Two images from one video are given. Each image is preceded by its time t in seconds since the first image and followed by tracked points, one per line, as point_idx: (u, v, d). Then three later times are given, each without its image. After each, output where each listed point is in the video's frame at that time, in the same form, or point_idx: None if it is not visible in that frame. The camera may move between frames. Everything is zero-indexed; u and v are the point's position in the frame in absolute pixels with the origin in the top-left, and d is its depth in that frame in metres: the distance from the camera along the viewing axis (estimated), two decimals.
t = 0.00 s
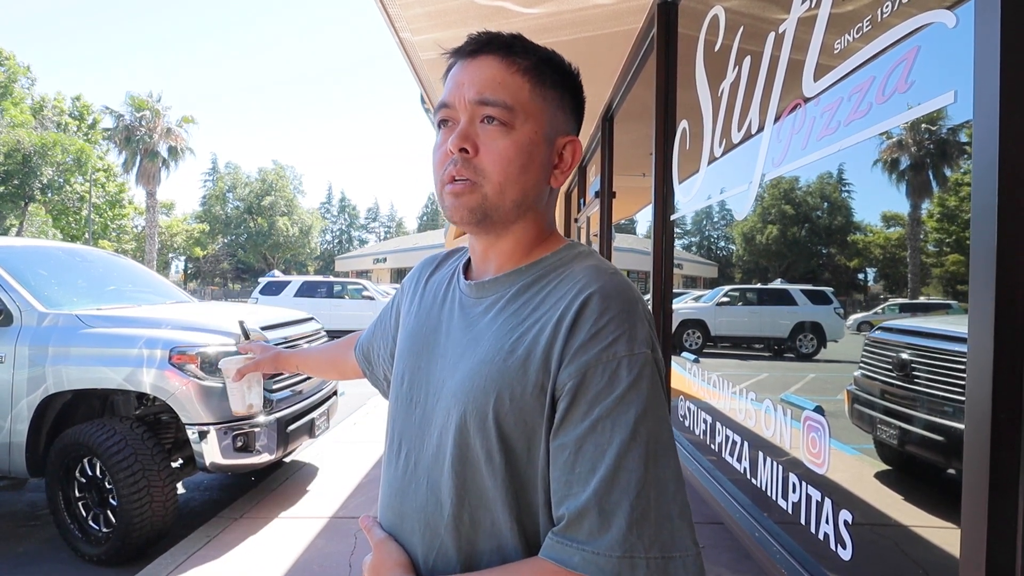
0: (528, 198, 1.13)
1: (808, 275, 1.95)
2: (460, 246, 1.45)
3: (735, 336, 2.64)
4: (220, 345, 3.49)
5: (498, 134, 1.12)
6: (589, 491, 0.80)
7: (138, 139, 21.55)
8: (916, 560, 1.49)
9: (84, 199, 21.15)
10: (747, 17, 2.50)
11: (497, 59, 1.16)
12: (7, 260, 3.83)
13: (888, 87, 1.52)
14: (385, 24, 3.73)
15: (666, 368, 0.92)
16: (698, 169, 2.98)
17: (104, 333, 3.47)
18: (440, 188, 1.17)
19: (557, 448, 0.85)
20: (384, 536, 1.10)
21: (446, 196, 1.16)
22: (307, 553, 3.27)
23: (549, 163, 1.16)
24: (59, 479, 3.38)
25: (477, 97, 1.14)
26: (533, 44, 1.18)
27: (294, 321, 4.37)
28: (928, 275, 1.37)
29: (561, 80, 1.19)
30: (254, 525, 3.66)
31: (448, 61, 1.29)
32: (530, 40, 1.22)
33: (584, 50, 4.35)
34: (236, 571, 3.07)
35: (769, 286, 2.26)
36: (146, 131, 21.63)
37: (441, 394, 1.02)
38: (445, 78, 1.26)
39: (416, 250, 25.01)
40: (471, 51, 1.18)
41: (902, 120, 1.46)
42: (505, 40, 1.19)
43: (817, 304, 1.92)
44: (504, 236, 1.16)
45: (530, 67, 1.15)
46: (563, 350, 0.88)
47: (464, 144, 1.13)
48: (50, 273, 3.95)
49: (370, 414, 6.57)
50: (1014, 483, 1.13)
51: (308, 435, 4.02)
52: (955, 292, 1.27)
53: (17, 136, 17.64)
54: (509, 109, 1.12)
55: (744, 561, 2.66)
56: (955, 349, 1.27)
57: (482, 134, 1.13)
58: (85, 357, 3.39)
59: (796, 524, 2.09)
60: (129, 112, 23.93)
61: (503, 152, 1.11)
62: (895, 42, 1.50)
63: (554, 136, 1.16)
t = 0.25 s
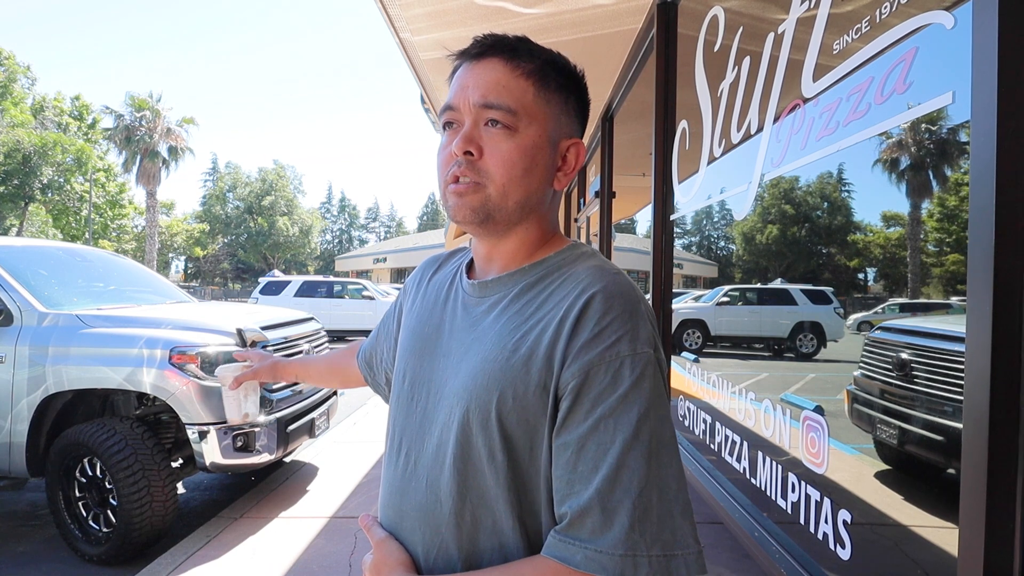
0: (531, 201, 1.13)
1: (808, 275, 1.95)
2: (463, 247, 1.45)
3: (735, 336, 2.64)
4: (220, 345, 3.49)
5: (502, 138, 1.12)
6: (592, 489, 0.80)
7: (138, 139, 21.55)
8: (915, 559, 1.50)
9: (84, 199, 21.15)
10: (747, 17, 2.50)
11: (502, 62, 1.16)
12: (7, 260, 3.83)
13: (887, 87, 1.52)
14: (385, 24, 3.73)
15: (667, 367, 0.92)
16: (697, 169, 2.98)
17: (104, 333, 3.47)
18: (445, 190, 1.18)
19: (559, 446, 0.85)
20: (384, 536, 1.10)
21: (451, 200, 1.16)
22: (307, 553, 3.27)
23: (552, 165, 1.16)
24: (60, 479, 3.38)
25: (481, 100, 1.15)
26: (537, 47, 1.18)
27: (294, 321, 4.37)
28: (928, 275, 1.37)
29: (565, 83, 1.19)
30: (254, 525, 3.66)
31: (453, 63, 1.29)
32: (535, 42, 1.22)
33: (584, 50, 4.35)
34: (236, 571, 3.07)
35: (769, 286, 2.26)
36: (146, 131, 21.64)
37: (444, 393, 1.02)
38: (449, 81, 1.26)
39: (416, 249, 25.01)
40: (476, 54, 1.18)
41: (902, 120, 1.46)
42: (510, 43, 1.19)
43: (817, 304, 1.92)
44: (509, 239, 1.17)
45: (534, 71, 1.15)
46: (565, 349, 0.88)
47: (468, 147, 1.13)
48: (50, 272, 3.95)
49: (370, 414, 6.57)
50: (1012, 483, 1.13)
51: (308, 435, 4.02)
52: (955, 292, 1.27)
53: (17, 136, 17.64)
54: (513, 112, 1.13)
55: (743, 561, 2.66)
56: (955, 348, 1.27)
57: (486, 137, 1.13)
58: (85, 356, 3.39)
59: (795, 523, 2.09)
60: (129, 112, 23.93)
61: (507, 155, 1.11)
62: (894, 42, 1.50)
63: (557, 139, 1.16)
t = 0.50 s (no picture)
0: (527, 207, 1.14)
1: (809, 275, 1.95)
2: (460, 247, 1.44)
3: (735, 336, 2.64)
4: (220, 345, 3.49)
5: (501, 143, 1.13)
6: (605, 489, 0.81)
7: (138, 139, 21.56)
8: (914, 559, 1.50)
9: (84, 199, 21.16)
10: (746, 17, 2.51)
11: (507, 66, 1.16)
12: (7, 260, 3.83)
13: (885, 87, 1.52)
14: (385, 24, 3.73)
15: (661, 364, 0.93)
16: (697, 170, 2.99)
17: (104, 332, 3.47)
18: (443, 191, 1.19)
19: (564, 449, 0.85)
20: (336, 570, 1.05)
21: (448, 201, 1.17)
22: (307, 553, 3.27)
23: (550, 173, 1.16)
24: (59, 479, 3.38)
25: (484, 104, 1.15)
26: (544, 52, 1.18)
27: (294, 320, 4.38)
28: (928, 275, 1.37)
29: (569, 89, 1.18)
30: (255, 524, 3.67)
31: (459, 63, 1.29)
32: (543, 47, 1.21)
33: (583, 50, 4.36)
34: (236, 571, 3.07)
35: (769, 286, 2.26)
36: (146, 131, 21.65)
37: (439, 392, 1.02)
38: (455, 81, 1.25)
39: (416, 249, 25.01)
40: (483, 56, 1.18)
41: (903, 120, 1.45)
42: (518, 47, 1.18)
43: (818, 304, 1.91)
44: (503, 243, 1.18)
45: (539, 77, 1.15)
46: (563, 352, 0.88)
47: (467, 150, 1.14)
48: (51, 272, 3.95)
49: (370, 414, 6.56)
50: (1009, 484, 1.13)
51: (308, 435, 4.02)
52: (955, 293, 1.28)
53: (17, 136, 17.67)
54: (515, 118, 1.13)
55: (743, 560, 2.67)
56: (954, 348, 1.27)
57: (487, 142, 1.13)
58: (85, 356, 3.39)
59: (794, 523, 2.09)
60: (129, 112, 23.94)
61: (505, 161, 1.12)
62: (893, 42, 1.50)
63: (557, 147, 1.16)
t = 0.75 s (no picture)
0: (521, 202, 1.14)
1: (809, 275, 1.95)
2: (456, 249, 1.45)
3: (736, 336, 2.64)
4: (220, 345, 3.49)
5: (495, 138, 1.13)
6: (636, 491, 0.83)
7: (139, 139, 21.58)
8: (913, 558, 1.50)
9: (85, 199, 21.18)
10: (745, 18, 2.51)
11: (498, 65, 1.18)
12: (8, 260, 3.84)
13: (883, 88, 1.53)
14: (385, 24, 3.74)
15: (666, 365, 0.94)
16: (697, 170, 2.99)
17: (105, 332, 3.48)
18: (437, 188, 1.19)
19: (585, 456, 0.86)
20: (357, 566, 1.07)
21: (442, 197, 1.17)
22: (308, 553, 3.28)
23: (544, 169, 1.17)
24: (60, 479, 3.38)
25: (476, 101, 1.16)
26: (536, 52, 1.20)
27: (295, 321, 4.38)
28: (929, 275, 1.37)
29: (561, 89, 1.20)
30: (255, 524, 3.67)
31: (450, 65, 1.31)
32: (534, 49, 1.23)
33: (584, 51, 4.36)
34: (236, 571, 3.08)
35: (770, 286, 2.26)
36: (147, 131, 21.67)
37: (441, 396, 1.02)
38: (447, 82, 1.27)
39: (416, 250, 25.02)
40: (475, 57, 1.20)
41: (904, 119, 1.45)
42: (509, 47, 1.20)
43: (818, 304, 1.92)
44: (498, 238, 1.18)
45: (531, 75, 1.16)
46: (572, 360, 0.87)
47: (461, 145, 1.14)
48: (52, 272, 3.96)
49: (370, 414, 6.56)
50: (1007, 483, 1.13)
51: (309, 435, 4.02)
52: (955, 293, 1.28)
53: (18, 137, 17.70)
54: (508, 114, 1.14)
55: (743, 561, 2.67)
56: (954, 348, 1.27)
57: (479, 137, 1.14)
58: (86, 356, 3.40)
59: (794, 523, 2.10)
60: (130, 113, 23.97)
61: (499, 155, 1.12)
62: (892, 43, 1.50)
63: (550, 144, 1.17)
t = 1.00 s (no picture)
0: (524, 203, 1.14)
1: (809, 275, 1.95)
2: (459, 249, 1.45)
3: (736, 336, 2.64)
4: (221, 345, 3.50)
5: (496, 140, 1.13)
6: (623, 495, 0.83)
7: (140, 139, 21.59)
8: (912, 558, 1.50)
9: (86, 199, 21.19)
10: (745, 17, 2.51)
11: (498, 67, 1.18)
12: (9, 260, 3.84)
13: (882, 88, 1.53)
14: (385, 25, 3.74)
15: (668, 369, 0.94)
16: (696, 170, 2.99)
17: (106, 332, 3.48)
18: (438, 191, 1.19)
19: (577, 458, 0.86)
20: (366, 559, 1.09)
21: (444, 200, 1.17)
22: (308, 553, 3.28)
23: (546, 170, 1.17)
24: (61, 478, 3.39)
25: (477, 103, 1.16)
26: (534, 53, 1.20)
27: (296, 321, 4.38)
28: (930, 275, 1.37)
29: (560, 89, 1.20)
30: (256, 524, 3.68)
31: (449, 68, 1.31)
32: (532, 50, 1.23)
33: (583, 51, 4.36)
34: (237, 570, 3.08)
35: (770, 285, 2.26)
36: (148, 132, 21.68)
37: (446, 397, 1.03)
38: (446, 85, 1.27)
39: (417, 250, 25.03)
40: (474, 58, 1.19)
41: (904, 118, 1.44)
42: (507, 49, 1.20)
43: (819, 304, 1.91)
44: (502, 240, 1.18)
45: (530, 76, 1.16)
46: (572, 361, 0.88)
47: (462, 148, 1.14)
48: (52, 273, 3.96)
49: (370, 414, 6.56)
50: (1005, 483, 1.13)
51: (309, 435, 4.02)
52: (955, 292, 1.28)
53: (19, 137, 17.71)
54: (509, 116, 1.13)
55: (743, 560, 2.67)
56: (953, 348, 1.27)
57: (480, 139, 1.14)
58: (87, 356, 3.41)
59: (794, 523, 2.09)
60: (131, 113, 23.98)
61: (501, 157, 1.12)
62: (890, 43, 1.50)
63: (551, 144, 1.17)
